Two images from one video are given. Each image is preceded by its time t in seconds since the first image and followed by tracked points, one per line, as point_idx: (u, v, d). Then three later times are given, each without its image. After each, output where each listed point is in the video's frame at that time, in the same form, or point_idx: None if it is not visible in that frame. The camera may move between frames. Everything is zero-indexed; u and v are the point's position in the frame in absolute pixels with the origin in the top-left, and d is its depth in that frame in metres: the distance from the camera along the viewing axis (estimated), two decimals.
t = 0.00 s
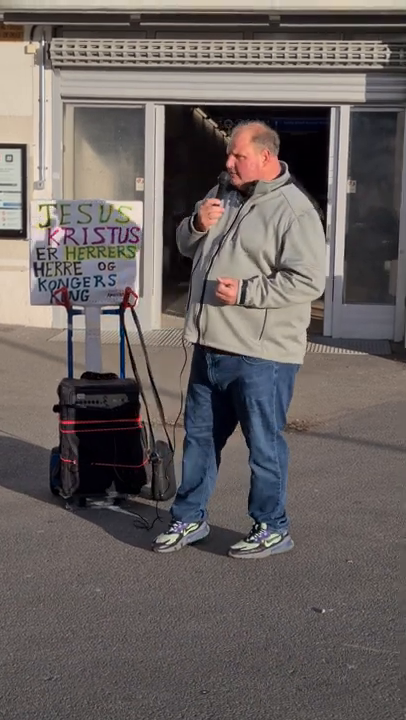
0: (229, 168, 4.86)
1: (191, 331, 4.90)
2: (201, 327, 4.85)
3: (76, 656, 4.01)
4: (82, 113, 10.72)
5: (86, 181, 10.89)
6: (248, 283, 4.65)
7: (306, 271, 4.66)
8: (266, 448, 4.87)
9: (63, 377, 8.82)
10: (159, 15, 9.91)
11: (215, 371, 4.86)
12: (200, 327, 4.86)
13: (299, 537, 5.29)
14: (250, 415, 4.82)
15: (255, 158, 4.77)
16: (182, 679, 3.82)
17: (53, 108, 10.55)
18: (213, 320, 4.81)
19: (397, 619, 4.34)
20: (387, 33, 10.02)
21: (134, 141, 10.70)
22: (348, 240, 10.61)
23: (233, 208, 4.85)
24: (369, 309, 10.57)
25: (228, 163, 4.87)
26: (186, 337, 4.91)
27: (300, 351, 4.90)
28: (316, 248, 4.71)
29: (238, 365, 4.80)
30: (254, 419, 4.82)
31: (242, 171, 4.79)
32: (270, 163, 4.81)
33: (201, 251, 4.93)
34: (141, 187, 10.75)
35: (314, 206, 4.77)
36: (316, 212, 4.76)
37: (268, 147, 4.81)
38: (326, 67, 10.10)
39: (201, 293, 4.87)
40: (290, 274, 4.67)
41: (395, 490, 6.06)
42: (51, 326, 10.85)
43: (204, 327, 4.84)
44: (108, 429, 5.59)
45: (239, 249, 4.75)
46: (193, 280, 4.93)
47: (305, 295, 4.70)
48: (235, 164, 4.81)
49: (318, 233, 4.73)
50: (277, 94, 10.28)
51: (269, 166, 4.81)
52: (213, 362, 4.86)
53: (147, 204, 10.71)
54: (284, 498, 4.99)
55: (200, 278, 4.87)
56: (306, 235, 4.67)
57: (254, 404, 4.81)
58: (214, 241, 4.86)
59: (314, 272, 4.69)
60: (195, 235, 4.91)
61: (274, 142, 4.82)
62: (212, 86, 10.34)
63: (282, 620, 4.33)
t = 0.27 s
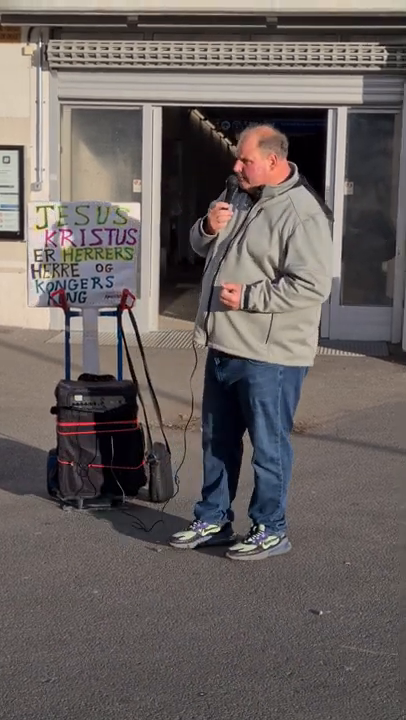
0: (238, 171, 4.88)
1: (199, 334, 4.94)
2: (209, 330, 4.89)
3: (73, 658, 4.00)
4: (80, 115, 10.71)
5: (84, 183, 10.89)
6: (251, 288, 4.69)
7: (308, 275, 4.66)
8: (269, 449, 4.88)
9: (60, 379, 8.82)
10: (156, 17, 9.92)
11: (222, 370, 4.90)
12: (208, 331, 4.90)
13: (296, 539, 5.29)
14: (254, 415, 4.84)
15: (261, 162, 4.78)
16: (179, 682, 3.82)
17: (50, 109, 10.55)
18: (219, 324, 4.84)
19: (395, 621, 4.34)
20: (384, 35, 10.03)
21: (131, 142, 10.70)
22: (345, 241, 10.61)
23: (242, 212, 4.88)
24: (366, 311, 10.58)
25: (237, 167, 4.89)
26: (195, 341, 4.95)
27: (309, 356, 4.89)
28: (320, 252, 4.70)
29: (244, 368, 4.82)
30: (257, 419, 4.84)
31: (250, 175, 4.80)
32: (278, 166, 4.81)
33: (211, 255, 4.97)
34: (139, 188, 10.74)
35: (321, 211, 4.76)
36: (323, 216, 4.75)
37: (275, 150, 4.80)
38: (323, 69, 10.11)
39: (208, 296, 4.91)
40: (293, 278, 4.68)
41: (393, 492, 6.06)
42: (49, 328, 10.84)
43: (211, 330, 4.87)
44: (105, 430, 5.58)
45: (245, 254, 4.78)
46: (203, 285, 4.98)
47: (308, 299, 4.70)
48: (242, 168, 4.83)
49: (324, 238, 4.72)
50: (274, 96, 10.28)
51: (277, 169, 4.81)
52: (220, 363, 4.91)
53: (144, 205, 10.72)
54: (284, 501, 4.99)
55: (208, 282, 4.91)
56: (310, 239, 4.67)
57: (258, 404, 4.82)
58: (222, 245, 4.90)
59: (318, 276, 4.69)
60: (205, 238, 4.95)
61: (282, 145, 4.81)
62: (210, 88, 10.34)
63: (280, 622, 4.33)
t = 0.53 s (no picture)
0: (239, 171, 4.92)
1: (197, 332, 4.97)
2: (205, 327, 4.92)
3: (68, 660, 4.00)
4: (74, 117, 10.71)
5: (78, 185, 10.89)
6: (246, 284, 4.69)
7: (301, 273, 4.65)
8: (263, 449, 4.88)
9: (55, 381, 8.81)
10: (151, 19, 9.93)
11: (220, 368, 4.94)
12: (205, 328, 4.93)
13: (291, 541, 5.29)
14: (247, 414, 4.85)
15: (260, 162, 4.80)
16: (174, 684, 3.82)
17: (44, 111, 10.55)
18: (215, 321, 4.86)
19: (390, 623, 4.34)
20: (379, 37, 10.04)
21: (126, 144, 10.70)
22: (339, 243, 10.62)
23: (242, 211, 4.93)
24: (361, 313, 10.59)
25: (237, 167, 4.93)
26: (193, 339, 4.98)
27: (305, 355, 4.89)
28: (315, 251, 4.70)
29: (239, 365, 4.84)
30: (251, 419, 4.84)
31: (249, 175, 4.83)
32: (277, 167, 4.83)
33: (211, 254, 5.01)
34: (133, 190, 10.75)
35: (318, 211, 4.77)
36: (320, 215, 4.76)
37: (275, 150, 4.82)
38: (317, 71, 10.12)
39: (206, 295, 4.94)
40: (287, 275, 4.68)
41: (387, 493, 6.06)
42: (43, 330, 10.83)
43: (207, 328, 4.90)
44: (100, 433, 5.57)
45: (242, 251, 4.80)
46: (202, 283, 5.01)
47: (301, 296, 4.69)
48: (242, 168, 4.86)
49: (320, 237, 4.72)
50: (268, 98, 10.29)
51: (276, 169, 4.83)
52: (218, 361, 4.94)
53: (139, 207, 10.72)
54: (279, 501, 4.98)
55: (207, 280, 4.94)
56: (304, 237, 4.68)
57: (251, 403, 4.83)
58: (221, 244, 4.93)
59: (312, 275, 4.69)
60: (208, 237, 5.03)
61: (281, 145, 4.82)
62: (204, 90, 10.35)
63: (275, 624, 4.33)
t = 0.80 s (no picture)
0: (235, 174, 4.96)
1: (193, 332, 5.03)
2: (199, 327, 4.97)
3: (61, 663, 4.00)
4: (67, 119, 10.72)
5: (71, 187, 10.90)
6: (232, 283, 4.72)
7: (284, 271, 4.64)
8: (250, 447, 4.90)
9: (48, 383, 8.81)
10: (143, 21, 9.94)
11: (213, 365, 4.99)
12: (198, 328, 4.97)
13: (284, 543, 5.30)
14: (234, 411, 4.89)
15: (253, 164, 4.84)
16: (168, 686, 3.82)
17: (37, 113, 10.56)
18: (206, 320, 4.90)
19: (383, 625, 4.35)
20: (371, 40, 10.06)
21: (118, 146, 10.70)
22: (332, 245, 10.64)
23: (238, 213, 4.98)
24: (354, 315, 10.61)
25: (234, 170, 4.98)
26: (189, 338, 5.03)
27: (295, 354, 4.88)
28: (300, 251, 4.69)
29: (228, 364, 4.87)
30: (237, 416, 4.88)
31: (242, 178, 4.87)
32: (270, 170, 4.85)
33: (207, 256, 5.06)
34: (126, 192, 10.76)
35: (306, 211, 4.76)
36: (307, 215, 4.75)
37: (268, 154, 4.85)
38: (310, 73, 10.13)
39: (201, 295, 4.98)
40: (270, 274, 4.68)
41: (380, 495, 6.07)
42: (36, 332, 10.83)
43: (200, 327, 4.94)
44: (93, 434, 5.57)
45: (232, 251, 4.84)
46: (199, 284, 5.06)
47: (284, 294, 4.68)
48: (236, 172, 4.91)
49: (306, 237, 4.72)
50: (261, 100, 10.31)
51: (269, 172, 4.85)
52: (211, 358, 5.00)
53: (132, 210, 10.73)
54: (270, 501, 4.96)
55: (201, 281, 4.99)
56: (288, 236, 4.67)
57: (237, 401, 4.87)
58: (215, 246, 4.98)
59: (296, 274, 4.68)
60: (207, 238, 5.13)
61: (274, 149, 4.85)
62: (197, 92, 10.35)
63: (268, 626, 4.33)
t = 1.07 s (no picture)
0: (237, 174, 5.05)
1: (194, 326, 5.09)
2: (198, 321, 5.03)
3: (57, 663, 3.99)
4: (62, 120, 10.71)
5: (66, 188, 10.89)
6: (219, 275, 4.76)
7: (261, 262, 4.63)
8: (243, 444, 4.92)
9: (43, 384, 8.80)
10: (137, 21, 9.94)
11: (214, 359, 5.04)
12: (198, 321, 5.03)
13: (280, 543, 5.30)
14: (226, 407, 4.92)
15: (250, 164, 4.91)
16: (164, 686, 3.81)
17: (32, 114, 10.55)
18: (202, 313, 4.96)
19: (379, 625, 4.35)
20: (365, 40, 10.07)
21: (113, 147, 10.69)
22: (327, 246, 10.65)
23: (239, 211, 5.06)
24: (349, 315, 10.61)
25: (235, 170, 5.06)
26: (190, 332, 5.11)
27: (286, 350, 4.89)
28: (284, 246, 4.67)
29: (224, 357, 4.92)
30: (229, 412, 4.91)
31: (241, 178, 4.96)
32: (267, 169, 4.91)
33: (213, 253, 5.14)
34: (121, 193, 10.75)
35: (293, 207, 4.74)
36: (294, 208, 4.73)
37: (265, 153, 4.91)
38: (305, 74, 10.13)
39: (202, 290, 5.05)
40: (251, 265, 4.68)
41: (376, 495, 6.07)
42: (31, 333, 10.82)
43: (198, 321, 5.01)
44: (88, 435, 5.56)
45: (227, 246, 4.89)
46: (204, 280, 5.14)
47: (262, 285, 4.66)
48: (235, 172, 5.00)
49: (291, 232, 4.70)
50: (256, 100, 10.30)
51: (265, 172, 4.91)
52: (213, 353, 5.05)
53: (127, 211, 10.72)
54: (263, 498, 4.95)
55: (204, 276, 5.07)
56: (270, 228, 4.67)
57: (229, 397, 4.90)
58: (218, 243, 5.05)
59: (275, 265, 4.65)
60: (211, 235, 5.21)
61: (271, 149, 4.90)
62: (192, 92, 10.35)
63: (264, 626, 4.33)
